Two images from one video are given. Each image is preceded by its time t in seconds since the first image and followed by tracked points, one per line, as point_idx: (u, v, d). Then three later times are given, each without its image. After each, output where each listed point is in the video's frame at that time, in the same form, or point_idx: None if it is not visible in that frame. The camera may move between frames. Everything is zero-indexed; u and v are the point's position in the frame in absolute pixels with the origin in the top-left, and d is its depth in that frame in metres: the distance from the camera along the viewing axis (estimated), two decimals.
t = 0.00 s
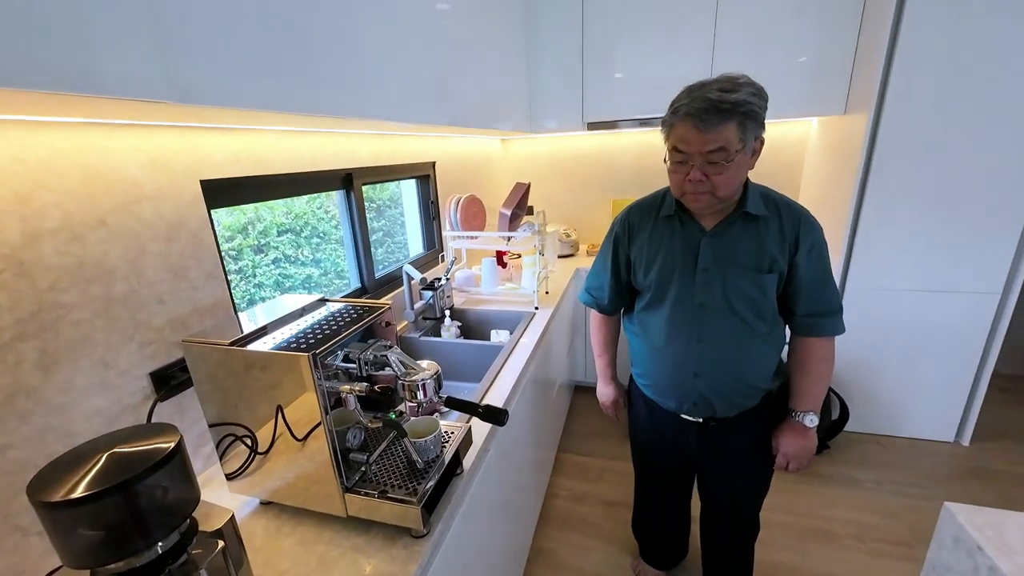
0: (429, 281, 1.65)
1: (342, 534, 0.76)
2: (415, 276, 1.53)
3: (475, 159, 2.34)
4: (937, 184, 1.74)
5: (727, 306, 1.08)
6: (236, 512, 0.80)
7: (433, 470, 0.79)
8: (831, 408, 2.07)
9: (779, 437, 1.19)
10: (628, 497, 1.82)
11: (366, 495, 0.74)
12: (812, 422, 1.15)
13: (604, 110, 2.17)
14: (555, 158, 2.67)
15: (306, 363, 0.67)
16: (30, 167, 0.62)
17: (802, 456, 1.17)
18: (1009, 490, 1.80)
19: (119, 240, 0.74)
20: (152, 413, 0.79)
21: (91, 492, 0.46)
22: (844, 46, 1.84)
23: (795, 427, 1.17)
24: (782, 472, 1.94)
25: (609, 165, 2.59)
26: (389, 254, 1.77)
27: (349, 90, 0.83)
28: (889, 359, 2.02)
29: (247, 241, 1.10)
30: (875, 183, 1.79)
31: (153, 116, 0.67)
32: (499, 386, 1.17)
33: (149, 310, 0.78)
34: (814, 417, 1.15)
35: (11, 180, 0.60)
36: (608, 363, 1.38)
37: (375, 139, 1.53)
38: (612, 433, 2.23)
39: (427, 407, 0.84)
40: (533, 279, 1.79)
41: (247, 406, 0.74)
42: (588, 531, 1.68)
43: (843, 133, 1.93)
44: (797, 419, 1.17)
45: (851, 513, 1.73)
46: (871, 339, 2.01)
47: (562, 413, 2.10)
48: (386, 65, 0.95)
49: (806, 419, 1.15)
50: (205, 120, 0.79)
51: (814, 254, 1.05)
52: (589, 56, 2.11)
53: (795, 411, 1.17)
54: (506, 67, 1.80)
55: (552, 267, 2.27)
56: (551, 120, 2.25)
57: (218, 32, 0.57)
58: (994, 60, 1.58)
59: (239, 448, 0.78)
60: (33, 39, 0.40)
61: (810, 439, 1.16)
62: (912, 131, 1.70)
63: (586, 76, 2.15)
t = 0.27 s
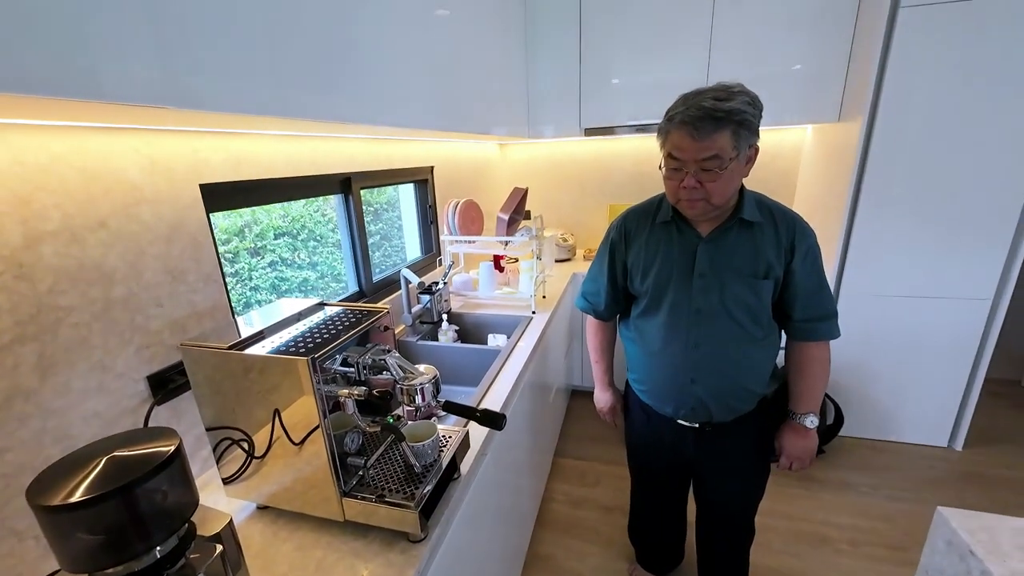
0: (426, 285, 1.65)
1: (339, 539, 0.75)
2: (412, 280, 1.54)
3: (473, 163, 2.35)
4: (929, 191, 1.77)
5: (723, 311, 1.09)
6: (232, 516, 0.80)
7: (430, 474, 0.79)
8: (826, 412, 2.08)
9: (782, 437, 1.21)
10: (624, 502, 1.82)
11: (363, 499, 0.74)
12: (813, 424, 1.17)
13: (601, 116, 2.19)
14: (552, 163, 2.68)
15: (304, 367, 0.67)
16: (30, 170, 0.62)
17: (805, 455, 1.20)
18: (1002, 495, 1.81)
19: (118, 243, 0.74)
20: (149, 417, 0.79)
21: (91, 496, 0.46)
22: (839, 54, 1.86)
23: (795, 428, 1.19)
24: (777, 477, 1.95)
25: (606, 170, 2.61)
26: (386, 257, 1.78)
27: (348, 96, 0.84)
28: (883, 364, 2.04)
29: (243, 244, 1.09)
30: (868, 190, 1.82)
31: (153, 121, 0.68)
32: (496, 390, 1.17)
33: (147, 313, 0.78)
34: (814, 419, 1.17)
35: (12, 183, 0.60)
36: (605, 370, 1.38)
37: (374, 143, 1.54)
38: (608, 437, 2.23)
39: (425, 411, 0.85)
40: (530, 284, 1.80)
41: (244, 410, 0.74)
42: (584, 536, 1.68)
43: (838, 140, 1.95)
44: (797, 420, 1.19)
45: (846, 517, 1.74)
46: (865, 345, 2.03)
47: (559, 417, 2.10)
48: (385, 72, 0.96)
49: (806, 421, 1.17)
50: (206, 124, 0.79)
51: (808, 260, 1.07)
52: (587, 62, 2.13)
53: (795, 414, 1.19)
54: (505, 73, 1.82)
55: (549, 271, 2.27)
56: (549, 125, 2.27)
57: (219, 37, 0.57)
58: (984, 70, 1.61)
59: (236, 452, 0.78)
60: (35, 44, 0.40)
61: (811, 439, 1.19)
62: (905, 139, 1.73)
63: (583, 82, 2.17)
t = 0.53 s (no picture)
0: (423, 290, 1.66)
1: (334, 546, 0.75)
2: (409, 285, 1.54)
3: (470, 169, 2.36)
4: (920, 201, 1.79)
5: (718, 320, 1.10)
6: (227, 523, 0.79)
7: (426, 480, 0.79)
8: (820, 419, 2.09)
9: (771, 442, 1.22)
10: (620, 509, 1.82)
11: (359, 506, 0.74)
12: (803, 430, 1.18)
13: (598, 123, 2.21)
14: (549, 170, 2.70)
15: (301, 373, 0.67)
16: (28, 176, 0.62)
17: (795, 463, 1.20)
18: (994, 502, 1.83)
19: (115, 248, 0.74)
20: (144, 423, 0.79)
21: (86, 503, 0.46)
22: (831, 66, 1.89)
23: (785, 433, 1.20)
24: (772, 483, 1.95)
25: (603, 177, 2.63)
26: (382, 262, 1.78)
27: (347, 104, 0.84)
28: (876, 371, 2.06)
29: (240, 248, 1.09)
30: (861, 199, 1.84)
31: (152, 127, 0.68)
32: (492, 396, 1.18)
33: (143, 319, 0.78)
34: (804, 426, 1.18)
35: (10, 189, 0.60)
36: (600, 378, 1.39)
37: (372, 150, 1.54)
38: (604, 444, 2.23)
39: (421, 417, 0.84)
40: (527, 290, 1.80)
41: (240, 416, 0.74)
42: (580, 543, 1.68)
43: (831, 149, 1.98)
44: (788, 426, 1.20)
45: (840, 524, 1.74)
46: (858, 352, 2.04)
47: (555, 423, 2.11)
48: (384, 80, 0.96)
49: (796, 428, 1.18)
50: (205, 131, 0.80)
51: (801, 269, 1.08)
52: (584, 71, 2.15)
53: (786, 420, 1.20)
54: (502, 81, 1.83)
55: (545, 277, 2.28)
56: (546, 132, 2.28)
57: (219, 47, 0.58)
58: (974, 83, 1.63)
59: (231, 457, 0.78)
60: (38, 54, 0.41)
61: (800, 446, 1.20)
62: (896, 149, 1.75)
63: (580, 90, 2.19)
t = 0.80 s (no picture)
0: (419, 295, 1.66)
1: (327, 553, 0.75)
2: (406, 290, 1.54)
3: (468, 175, 2.37)
4: (912, 209, 1.81)
5: (711, 326, 1.11)
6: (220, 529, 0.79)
7: (421, 487, 0.79)
8: (815, 425, 2.10)
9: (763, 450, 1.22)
10: (616, 515, 1.82)
11: (354, 512, 0.74)
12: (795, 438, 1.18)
13: (594, 130, 2.23)
14: (547, 176, 2.71)
15: (297, 380, 0.67)
16: (25, 182, 0.63)
17: (787, 470, 1.20)
18: (988, 509, 1.83)
19: (111, 254, 0.74)
20: (138, 429, 0.78)
21: (79, 510, 0.46)
22: (825, 75, 1.92)
23: (777, 441, 1.20)
24: (767, 490, 1.96)
25: (600, 183, 2.64)
26: (379, 267, 1.78)
27: (345, 112, 0.85)
28: (870, 378, 2.07)
29: (235, 252, 1.09)
30: (854, 207, 1.86)
31: (150, 134, 0.68)
32: (488, 402, 1.18)
33: (138, 324, 0.78)
34: (796, 433, 1.18)
35: (7, 195, 0.60)
36: (595, 384, 1.39)
37: (369, 156, 1.55)
38: (600, 450, 2.23)
39: (416, 423, 0.83)
40: (523, 296, 1.81)
41: (235, 422, 0.74)
42: (575, 550, 1.67)
43: (825, 158, 2.00)
44: (780, 434, 1.20)
45: (835, 531, 1.75)
46: (853, 358, 2.06)
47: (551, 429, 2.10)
48: (381, 87, 0.97)
49: (788, 435, 1.18)
50: (203, 137, 0.80)
51: (793, 277, 1.09)
52: (581, 78, 2.17)
53: (778, 427, 1.20)
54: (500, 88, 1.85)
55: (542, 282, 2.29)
56: (543, 139, 2.30)
57: (218, 57, 0.59)
58: (965, 94, 1.66)
59: (225, 464, 0.77)
60: (36, 63, 0.41)
61: (793, 454, 1.19)
62: (888, 158, 1.78)
63: (577, 97, 2.20)
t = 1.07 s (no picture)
0: (417, 299, 1.66)
1: (324, 558, 0.74)
2: (404, 294, 1.54)
3: (466, 179, 2.38)
4: (907, 214, 1.82)
5: (707, 330, 1.11)
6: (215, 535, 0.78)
7: (419, 492, 0.79)
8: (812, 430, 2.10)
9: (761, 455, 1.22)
10: (613, 520, 1.81)
11: (351, 517, 0.73)
12: (793, 444, 1.18)
13: (592, 135, 2.24)
14: (545, 180, 2.72)
15: (294, 383, 0.67)
16: (23, 183, 0.62)
17: (784, 475, 1.20)
18: (984, 514, 1.84)
19: (109, 256, 0.74)
20: (133, 433, 0.78)
21: (75, 515, 0.46)
22: (821, 82, 1.93)
23: (775, 447, 1.20)
24: (764, 494, 1.96)
25: (598, 188, 2.66)
26: (377, 270, 1.78)
27: (344, 115, 0.85)
28: (867, 383, 2.07)
29: (233, 255, 1.09)
30: (850, 212, 1.87)
31: (148, 137, 0.68)
32: (486, 406, 1.17)
33: (135, 327, 0.78)
34: (793, 439, 1.18)
35: (5, 197, 0.60)
36: (592, 388, 1.39)
37: (368, 160, 1.55)
38: (597, 454, 2.23)
39: (414, 427, 0.84)
40: (521, 300, 1.81)
41: (231, 426, 0.73)
42: (573, 555, 1.67)
43: (821, 163, 2.01)
44: (777, 440, 1.20)
45: (833, 535, 1.75)
46: (849, 363, 2.06)
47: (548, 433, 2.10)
48: (381, 91, 0.97)
49: (785, 441, 1.18)
50: (202, 140, 0.80)
51: (789, 281, 1.09)
52: (579, 83, 2.19)
53: (776, 433, 1.20)
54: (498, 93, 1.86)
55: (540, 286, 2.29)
56: (541, 143, 2.31)
57: (218, 60, 0.59)
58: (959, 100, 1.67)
59: (221, 468, 0.77)
60: (36, 65, 0.41)
61: (791, 459, 1.19)
62: (883, 164, 1.79)
63: (576, 102, 2.22)
